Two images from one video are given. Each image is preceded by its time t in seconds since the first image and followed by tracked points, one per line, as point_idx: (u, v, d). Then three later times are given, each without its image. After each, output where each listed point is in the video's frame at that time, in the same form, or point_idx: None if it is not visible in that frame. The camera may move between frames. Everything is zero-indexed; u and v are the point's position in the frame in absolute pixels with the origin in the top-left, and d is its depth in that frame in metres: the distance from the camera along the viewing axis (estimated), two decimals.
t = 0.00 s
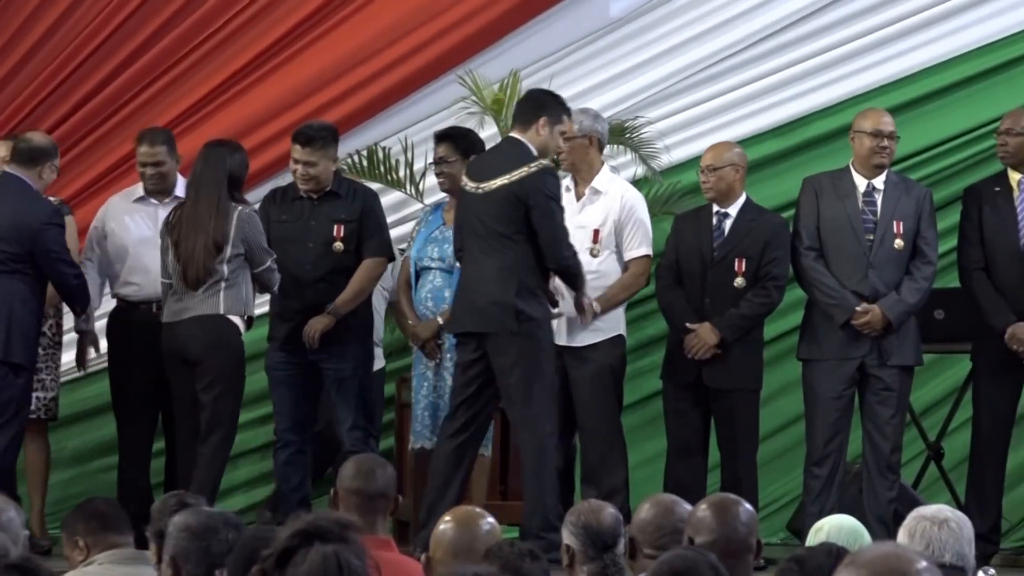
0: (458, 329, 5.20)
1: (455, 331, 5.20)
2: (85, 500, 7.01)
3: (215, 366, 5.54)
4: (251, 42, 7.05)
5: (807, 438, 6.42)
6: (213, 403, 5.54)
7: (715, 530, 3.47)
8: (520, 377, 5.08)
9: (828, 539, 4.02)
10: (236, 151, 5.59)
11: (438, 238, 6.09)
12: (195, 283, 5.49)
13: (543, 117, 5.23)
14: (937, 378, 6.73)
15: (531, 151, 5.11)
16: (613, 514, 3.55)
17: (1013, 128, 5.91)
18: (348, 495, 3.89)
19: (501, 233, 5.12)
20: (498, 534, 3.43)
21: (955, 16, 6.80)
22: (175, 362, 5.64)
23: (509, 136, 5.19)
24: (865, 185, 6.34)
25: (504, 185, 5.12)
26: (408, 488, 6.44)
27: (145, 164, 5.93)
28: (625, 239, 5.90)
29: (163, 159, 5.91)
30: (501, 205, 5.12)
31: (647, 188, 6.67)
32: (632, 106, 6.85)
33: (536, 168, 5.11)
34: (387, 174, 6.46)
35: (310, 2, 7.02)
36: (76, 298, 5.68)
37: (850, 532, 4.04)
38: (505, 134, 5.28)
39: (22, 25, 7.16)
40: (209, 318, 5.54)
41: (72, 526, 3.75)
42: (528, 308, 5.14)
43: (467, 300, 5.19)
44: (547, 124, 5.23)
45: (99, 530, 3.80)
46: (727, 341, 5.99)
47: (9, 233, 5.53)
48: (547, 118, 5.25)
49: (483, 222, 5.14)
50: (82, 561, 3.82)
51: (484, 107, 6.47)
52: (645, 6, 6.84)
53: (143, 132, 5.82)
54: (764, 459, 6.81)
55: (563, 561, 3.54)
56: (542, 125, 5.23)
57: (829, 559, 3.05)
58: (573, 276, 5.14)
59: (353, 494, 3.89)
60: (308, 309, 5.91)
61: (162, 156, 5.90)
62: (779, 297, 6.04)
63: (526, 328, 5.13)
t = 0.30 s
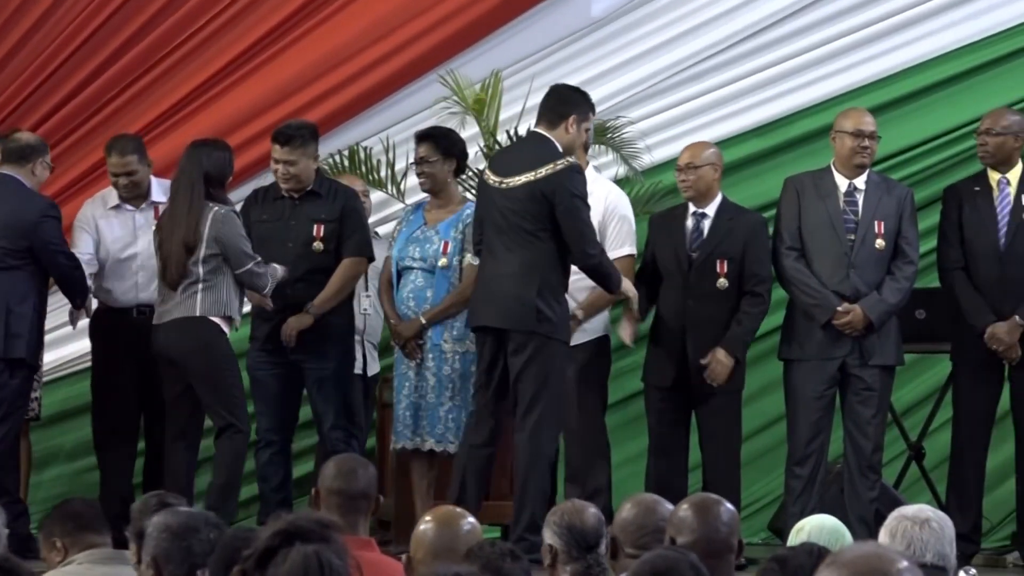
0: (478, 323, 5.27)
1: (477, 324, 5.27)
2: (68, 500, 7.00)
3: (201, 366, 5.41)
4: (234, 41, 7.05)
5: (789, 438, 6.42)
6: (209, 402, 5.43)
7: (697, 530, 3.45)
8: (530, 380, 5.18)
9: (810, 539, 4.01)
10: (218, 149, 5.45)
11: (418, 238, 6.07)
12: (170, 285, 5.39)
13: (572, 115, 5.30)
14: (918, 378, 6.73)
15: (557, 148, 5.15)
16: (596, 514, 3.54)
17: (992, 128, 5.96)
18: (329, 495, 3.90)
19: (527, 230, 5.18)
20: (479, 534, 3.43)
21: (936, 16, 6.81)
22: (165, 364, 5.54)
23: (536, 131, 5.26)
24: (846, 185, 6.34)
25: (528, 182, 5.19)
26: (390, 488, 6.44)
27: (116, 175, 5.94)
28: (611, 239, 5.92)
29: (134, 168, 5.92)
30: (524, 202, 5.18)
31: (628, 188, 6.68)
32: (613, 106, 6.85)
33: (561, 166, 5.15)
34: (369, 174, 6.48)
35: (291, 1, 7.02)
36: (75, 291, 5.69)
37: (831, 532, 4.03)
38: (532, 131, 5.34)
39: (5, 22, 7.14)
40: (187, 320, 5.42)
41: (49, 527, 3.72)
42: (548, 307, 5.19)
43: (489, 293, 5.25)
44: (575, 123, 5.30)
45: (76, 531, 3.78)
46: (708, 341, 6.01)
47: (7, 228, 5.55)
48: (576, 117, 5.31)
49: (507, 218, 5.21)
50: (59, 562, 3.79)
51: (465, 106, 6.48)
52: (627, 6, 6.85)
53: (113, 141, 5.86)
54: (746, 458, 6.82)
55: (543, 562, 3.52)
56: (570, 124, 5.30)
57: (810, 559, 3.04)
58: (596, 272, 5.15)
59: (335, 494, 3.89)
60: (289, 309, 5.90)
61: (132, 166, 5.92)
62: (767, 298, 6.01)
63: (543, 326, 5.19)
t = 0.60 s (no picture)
0: (482, 324, 5.20)
1: (479, 324, 5.20)
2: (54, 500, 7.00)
3: (204, 366, 5.32)
4: (218, 40, 7.05)
5: (772, 437, 6.40)
6: (210, 402, 5.33)
7: (680, 531, 3.44)
8: (527, 382, 5.12)
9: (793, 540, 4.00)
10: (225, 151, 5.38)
11: (402, 238, 6.01)
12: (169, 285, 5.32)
13: (582, 116, 5.25)
14: (900, 379, 6.75)
15: (566, 149, 5.11)
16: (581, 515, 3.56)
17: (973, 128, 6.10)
18: (312, 495, 3.90)
19: (535, 232, 5.13)
20: (462, 534, 3.45)
21: (920, 16, 6.82)
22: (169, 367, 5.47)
23: (547, 132, 5.22)
24: (829, 185, 6.33)
25: (536, 182, 5.14)
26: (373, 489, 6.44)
27: (99, 180, 5.93)
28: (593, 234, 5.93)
29: (118, 172, 5.92)
30: (533, 203, 5.13)
31: (611, 188, 6.68)
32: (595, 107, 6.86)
33: (571, 168, 5.11)
34: (351, 174, 6.50)
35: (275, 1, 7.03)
36: (75, 286, 5.79)
37: (814, 533, 4.03)
38: (542, 132, 5.28)
39: None
40: (189, 322, 5.34)
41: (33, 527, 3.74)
42: (551, 309, 5.14)
43: (494, 293, 5.19)
44: (585, 123, 5.25)
45: (61, 530, 3.79)
46: (690, 339, 6.00)
47: (7, 222, 5.61)
48: (586, 118, 5.27)
49: (514, 218, 5.16)
50: (43, 561, 3.80)
51: (449, 107, 6.55)
52: (610, 6, 6.86)
53: (98, 145, 5.87)
54: (729, 458, 6.83)
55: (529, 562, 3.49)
56: (582, 124, 5.25)
57: (793, 559, 3.06)
58: (603, 275, 5.10)
59: (318, 494, 3.90)
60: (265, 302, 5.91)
61: (116, 170, 5.92)
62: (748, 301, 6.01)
63: (546, 329, 5.14)
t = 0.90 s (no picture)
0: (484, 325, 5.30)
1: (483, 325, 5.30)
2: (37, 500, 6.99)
3: (230, 365, 5.24)
4: (202, 39, 7.05)
5: (755, 437, 6.39)
6: (235, 402, 5.25)
7: (664, 529, 3.40)
8: (521, 380, 5.22)
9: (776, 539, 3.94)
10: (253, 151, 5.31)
11: (387, 238, 5.93)
12: (200, 285, 5.24)
13: (580, 117, 5.33)
14: (883, 379, 6.75)
15: (561, 148, 5.20)
16: (560, 515, 3.54)
17: (954, 128, 6.16)
18: (294, 495, 3.88)
19: (530, 232, 5.23)
20: (445, 533, 3.41)
21: (901, 16, 6.84)
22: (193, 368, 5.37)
23: (543, 133, 5.30)
24: (813, 185, 6.32)
25: (534, 183, 5.24)
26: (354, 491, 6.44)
27: (83, 176, 5.93)
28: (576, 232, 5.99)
29: (102, 168, 5.93)
30: (530, 205, 5.23)
31: (595, 187, 6.65)
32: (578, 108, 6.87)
33: (565, 167, 5.20)
34: (334, 173, 6.49)
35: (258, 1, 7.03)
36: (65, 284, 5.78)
37: (797, 532, 3.97)
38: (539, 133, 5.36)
39: None
40: (216, 320, 5.26)
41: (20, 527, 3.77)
42: (550, 308, 5.23)
43: (494, 295, 5.29)
44: (583, 125, 5.32)
45: (46, 530, 3.81)
46: (671, 339, 6.00)
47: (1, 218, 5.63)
48: (583, 120, 5.35)
49: (512, 219, 5.26)
50: (29, 560, 3.83)
51: (432, 106, 6.55)
52: (593, 6, 6.87)
53: (82, 141, 5.89)
54: (710, 458, 6.83)
55: (514, 564, 3.46)
56: (579, 125, 5.32)
57: (776, 559, 3.00)
58: (600, 272, 5.21)
59: (300, 494, 3.87)
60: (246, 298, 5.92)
61: (100, 165, 5.93)
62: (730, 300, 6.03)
63: (545, 329, 5.23)
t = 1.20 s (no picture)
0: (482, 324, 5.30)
1: (482, 325, 5.30)
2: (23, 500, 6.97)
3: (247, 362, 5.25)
4: (192, 37, 7.05)
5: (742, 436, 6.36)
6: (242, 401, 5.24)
7: (649, 530, 3.37)
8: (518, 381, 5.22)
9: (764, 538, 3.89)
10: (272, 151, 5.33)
11: (374, 238, 5.91)
12: (224, 283, 5.23)
13: (587, 121, 5.39)
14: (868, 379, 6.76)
15: (564, 149, 5.23)
16: (547, 515, 3.52)
17: (940, 127, 6.16)
18: (281, 495, 3.84)
19: (528, 231, 5.24)
20: (431, 533, 3.40)
21: (888, 16, 6.84)
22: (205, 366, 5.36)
23: (550, 136, 5.33)
24: (800, 185, 6.31)
25: (537, 182, 5.25)
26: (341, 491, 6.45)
27: (72, 163, 5.94)
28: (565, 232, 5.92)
29: (92, 156, 5.93)
30: (532, 205, 5.24)
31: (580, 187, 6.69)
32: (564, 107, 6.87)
33: (566, 167, 5.22)
34: (320, 173, 6.48)
35: None
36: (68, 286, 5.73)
37: (784, 531, 3.91)
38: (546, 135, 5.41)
39: None
40: (234, 317, 5.26)
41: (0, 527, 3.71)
42: (547, 308, 5.23)
43: (493, 294, 5.30)
44: (590, 129, 5.37)
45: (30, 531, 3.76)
46: (657, 339, 5.99)
47: (8, 220, 5.58)
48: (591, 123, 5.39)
49: (514, 219, 5.27)
50: (12, 562, 3.78)
51: (419, 106, 6.54)
52: (579, 6, 6.89)
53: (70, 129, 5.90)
54: (695, 459, 6.83)
55: (501, 564, 3.42)
56: (585, 129, 5.39)
57: (762, 559, 2.94)
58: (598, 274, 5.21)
59: (287, 494, 3.84)
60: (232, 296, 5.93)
61: (90, 154, 5.93)
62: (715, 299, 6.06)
63: (541, 329, 5.23)
